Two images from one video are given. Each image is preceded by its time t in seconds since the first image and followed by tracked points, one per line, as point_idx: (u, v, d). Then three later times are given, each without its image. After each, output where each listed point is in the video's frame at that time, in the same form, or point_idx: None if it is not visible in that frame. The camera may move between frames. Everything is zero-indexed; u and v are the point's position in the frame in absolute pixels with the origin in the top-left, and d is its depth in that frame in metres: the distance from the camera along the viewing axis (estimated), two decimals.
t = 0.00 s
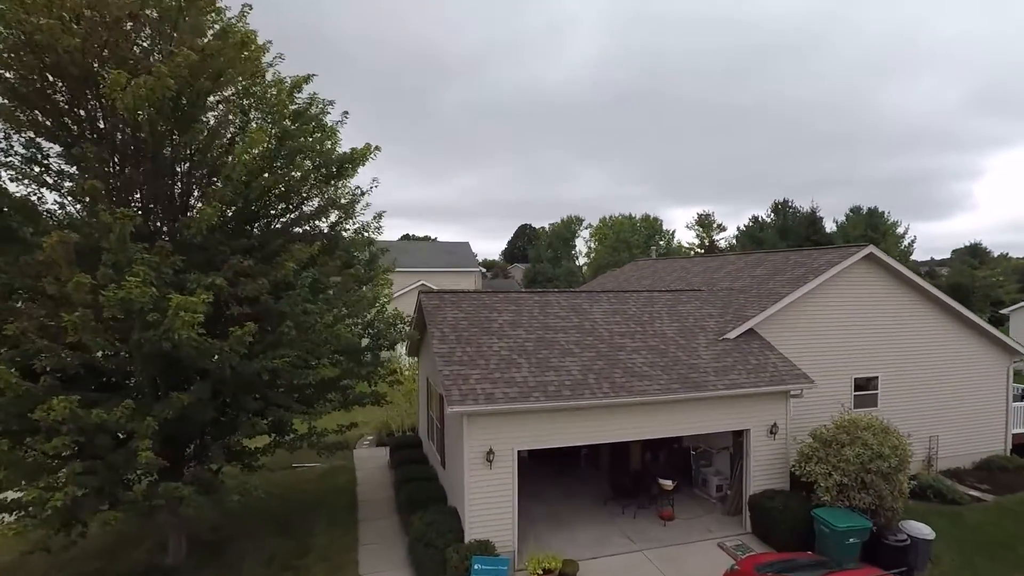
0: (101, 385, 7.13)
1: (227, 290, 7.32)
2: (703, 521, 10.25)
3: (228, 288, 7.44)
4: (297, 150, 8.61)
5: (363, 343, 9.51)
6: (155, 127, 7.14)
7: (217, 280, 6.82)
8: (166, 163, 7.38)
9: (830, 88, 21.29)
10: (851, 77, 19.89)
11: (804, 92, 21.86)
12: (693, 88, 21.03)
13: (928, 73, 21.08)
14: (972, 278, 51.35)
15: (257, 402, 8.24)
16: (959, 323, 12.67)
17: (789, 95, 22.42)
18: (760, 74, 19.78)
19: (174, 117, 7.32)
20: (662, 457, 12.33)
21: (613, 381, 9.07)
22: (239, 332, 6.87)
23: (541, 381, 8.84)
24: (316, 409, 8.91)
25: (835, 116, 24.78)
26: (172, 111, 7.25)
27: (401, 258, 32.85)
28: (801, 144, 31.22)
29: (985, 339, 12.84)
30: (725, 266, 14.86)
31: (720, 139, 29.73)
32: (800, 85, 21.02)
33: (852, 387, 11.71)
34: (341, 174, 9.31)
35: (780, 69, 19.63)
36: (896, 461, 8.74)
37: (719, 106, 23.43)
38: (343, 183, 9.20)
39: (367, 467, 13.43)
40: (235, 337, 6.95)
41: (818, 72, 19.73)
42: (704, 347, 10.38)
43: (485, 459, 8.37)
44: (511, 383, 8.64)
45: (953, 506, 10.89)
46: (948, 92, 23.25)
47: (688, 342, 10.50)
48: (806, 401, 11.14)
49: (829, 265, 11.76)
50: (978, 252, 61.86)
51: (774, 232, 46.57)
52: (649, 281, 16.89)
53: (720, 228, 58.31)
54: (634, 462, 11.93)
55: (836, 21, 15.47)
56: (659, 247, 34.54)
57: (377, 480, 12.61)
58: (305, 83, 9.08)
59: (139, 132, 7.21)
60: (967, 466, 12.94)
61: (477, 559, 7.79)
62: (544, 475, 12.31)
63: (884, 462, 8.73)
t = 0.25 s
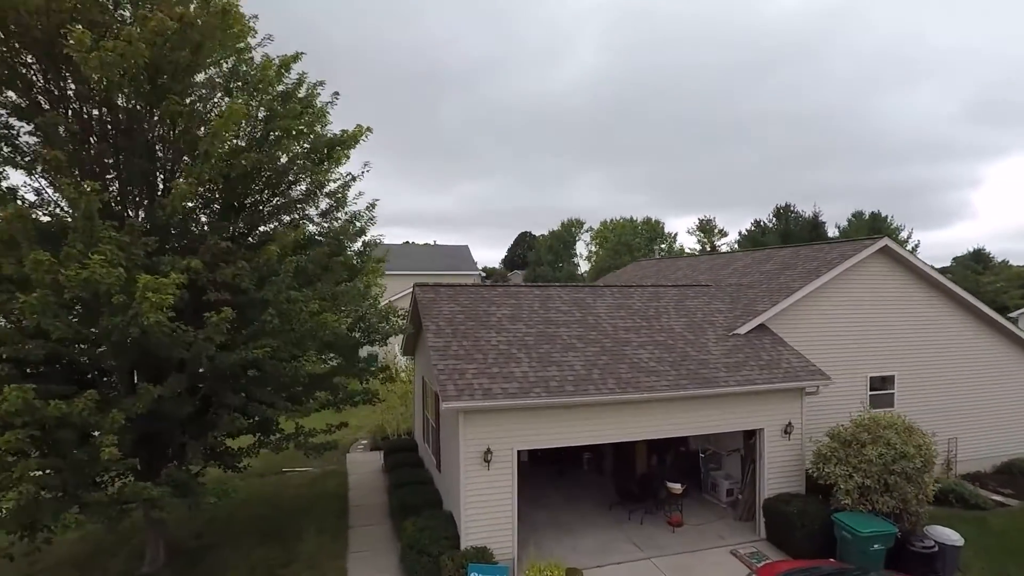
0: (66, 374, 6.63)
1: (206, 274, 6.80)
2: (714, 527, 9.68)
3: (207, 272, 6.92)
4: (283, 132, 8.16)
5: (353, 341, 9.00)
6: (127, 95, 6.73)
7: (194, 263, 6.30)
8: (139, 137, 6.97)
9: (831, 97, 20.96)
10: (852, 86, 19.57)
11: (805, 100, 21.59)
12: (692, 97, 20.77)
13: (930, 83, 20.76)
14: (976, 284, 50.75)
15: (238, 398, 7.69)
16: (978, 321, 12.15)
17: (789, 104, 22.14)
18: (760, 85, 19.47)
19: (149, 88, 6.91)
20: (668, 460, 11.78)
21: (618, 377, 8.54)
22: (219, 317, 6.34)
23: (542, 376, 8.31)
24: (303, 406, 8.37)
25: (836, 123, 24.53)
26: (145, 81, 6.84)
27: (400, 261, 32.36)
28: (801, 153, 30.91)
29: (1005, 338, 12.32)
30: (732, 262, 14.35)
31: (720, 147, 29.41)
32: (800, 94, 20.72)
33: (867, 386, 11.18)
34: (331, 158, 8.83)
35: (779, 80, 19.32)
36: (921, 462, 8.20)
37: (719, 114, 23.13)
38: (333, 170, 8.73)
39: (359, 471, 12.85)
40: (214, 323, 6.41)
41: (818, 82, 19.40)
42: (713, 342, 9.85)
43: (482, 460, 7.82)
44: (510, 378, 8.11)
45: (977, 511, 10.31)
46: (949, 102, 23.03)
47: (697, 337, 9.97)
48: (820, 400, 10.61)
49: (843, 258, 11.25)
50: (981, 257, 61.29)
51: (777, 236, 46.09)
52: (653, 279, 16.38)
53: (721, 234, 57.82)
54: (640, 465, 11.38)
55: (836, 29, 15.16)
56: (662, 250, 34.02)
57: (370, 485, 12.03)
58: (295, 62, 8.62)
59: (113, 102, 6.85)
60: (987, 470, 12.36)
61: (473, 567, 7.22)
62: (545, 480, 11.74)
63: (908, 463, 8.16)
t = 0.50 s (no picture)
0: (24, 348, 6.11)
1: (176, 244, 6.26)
2: (725, 523, 9.12)
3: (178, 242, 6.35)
4: (265, 99, 7.61)
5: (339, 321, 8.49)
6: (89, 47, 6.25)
7: (162, 231, 5.72)
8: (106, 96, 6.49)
9: (832, 99, 20.54)
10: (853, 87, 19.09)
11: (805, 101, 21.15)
12: (693, 94, 20.27)
13: (932, 85, 20.38)
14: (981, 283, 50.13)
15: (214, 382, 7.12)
16: (999, 308, 11.62)
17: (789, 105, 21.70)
18: (759, 87, 19.04)
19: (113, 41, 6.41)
20: (675, 454, 11.23)
21: (625, 361, 7.99)
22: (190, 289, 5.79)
23: (544, 360, 7.75)
24: (287, 392, 7.82)
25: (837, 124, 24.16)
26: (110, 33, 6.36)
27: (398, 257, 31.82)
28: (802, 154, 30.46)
29: None
30: (740, 249, 13.82)
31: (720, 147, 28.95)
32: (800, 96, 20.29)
33: (884, 376, 10.65)
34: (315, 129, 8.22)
35: (778, 82, 18.89)
36: (949, 453, 7.65)
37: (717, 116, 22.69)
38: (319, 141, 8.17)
39: (352, 466, 12.29)
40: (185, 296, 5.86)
41: (818, 84, 18.97)
42: (724, 328, 9.30)
43: (479, 450, 7.25)
44: (508, 362, 7.56)
45: (1004, 507, 9.75)
46: (950, 106, 22.68)
47: (707, 322, 9.42)
48: (835, 391, 10.07)
49: (860, 240, 10.69)
50: (986, 255, 60.61)
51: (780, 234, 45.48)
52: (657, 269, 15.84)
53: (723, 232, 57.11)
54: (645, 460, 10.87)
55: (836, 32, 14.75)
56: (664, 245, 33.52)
57: (363, 480, 11.47)
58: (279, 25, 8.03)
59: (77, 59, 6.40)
60: (1010, 465, 11.81)
61: (468, 565, 6.65)
62: (547, 477, 11.20)
63: (936, 453, 7.60)
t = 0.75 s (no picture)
0: None
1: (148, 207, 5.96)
2: (736, 516, 8.66)
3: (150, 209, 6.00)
4: (248, 64, 7.14)
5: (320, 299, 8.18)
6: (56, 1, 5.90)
7: (131, 193, 5.35)
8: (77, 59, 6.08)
9: (832, 98, 20.08)
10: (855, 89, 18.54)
11: (805, 102, 20.74)
12: (696, 94, 19.75)
13: (933, 92, 19.87)
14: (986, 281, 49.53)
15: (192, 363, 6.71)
16: (1017, 294, 11.17)
17: (789, 105, 21.23)
18: (758, 85, 18.55)
19: None
20: (681, 446, 10.78)
21: (630, 344, 7.53)
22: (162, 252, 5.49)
23: (544, 341, 7.29)
24: (271, 377, 7.38)
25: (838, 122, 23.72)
26: None
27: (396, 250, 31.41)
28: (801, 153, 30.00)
29: None
30: (747, 235, 13.36)
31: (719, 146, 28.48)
32: (799, 96, 19.84)
33: (900, 364, 10.20)
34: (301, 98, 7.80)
35: (778, 82, 18.42)
36: (975, 440, 7.18)
37: (716, 114, 22.18)
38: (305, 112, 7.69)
39: (345, 460, 11.84)
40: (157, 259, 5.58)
41: (819, 86, 18.51)
42: (734, 311, 8.84)
43: (475, 437, 6.79)
44: (507, 343, 7.11)
45: None
46: (951, 111, 22.28)
47: (715, 305, 8.96)
48: (849, 379, 9.63)
49: (875, 222, 10.23)
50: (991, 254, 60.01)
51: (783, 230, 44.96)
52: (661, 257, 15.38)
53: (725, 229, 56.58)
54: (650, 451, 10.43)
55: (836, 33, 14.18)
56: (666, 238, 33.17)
57: (356, 474, 11.02)
58: None
59: (45, 17, 6.03)
60: None
61: (464, 558, 6.19)
62: (547, 470, 10.76)
63: (962, 441, 7.13)
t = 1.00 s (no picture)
0: None
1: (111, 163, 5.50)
2: (748, 507, 8.18)
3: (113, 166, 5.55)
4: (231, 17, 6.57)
5: (303, 276, 7.74)
6: None
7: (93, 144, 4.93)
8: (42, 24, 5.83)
9: (831, 97, 19.71)
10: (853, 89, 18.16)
11: (807, 98, 20.29)
12: (695, 95, 19.38)
13: (937, 92, 19.49)
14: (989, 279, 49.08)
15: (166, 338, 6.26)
16: None
17: (791, 103, 20.77)
18: (759, 83, 18.11)
19: None
20: (688, 435, 10.30)
21: (637, 322, 7.05)
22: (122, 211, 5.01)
23: (545, 318, 6.81)
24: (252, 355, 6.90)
25: (840, 120, 23.27)
26: None
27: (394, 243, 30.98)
28: (804, 151, 29.51)
29: None
30: (755, 218, 12.87)
31: (720, 143, 28.02)
32: (801, 94, 19.44)
33: (917, 348, 9.73)
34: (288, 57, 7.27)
35: (779, 80, 18.00)
36: (1009, 424, 6.68)
37: (715, 112, 21.78)
38: (290, 75, 7.17)
39: (337, 450, 11.37)
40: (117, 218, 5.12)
41: (821, 83, 18.08)
42: (746, 290, 8.36)
43: (471, 420, 6.30)
44: (506, 319, 6.62)
45: None
46: (952, 112, 21.86)
47: (726, 284, 8.48)
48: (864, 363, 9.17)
49: (893, 198, 9.72)
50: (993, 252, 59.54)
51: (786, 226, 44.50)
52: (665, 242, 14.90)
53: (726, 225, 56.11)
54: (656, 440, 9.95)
55: (837, 35, 13.66)
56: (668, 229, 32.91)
57: (348, 464, 10.55)
58: None
59: None
60: None
61: (458, 550, 5.75)
62: (548, 460, 10.30)
63: (995, 424, 6.64)
